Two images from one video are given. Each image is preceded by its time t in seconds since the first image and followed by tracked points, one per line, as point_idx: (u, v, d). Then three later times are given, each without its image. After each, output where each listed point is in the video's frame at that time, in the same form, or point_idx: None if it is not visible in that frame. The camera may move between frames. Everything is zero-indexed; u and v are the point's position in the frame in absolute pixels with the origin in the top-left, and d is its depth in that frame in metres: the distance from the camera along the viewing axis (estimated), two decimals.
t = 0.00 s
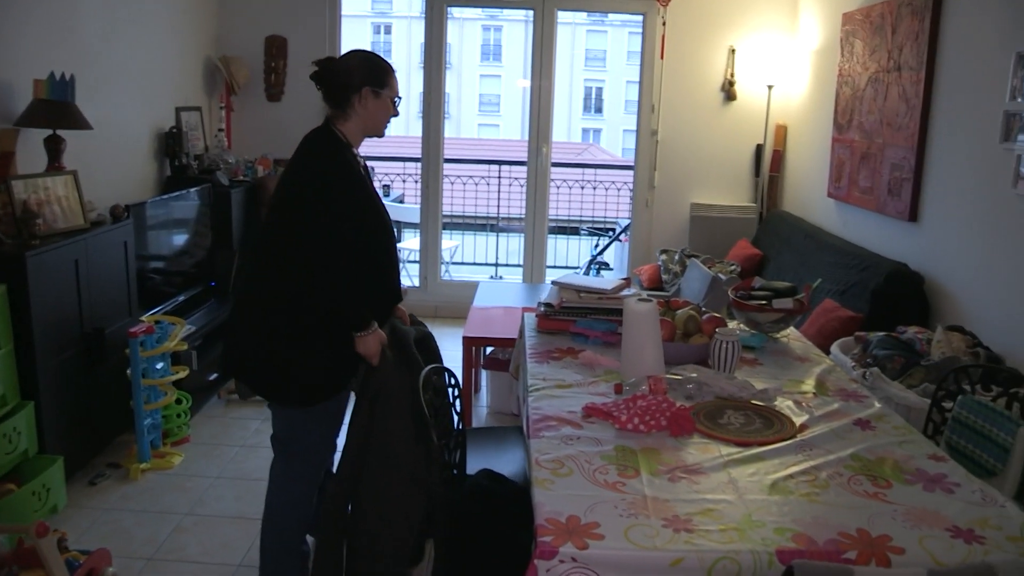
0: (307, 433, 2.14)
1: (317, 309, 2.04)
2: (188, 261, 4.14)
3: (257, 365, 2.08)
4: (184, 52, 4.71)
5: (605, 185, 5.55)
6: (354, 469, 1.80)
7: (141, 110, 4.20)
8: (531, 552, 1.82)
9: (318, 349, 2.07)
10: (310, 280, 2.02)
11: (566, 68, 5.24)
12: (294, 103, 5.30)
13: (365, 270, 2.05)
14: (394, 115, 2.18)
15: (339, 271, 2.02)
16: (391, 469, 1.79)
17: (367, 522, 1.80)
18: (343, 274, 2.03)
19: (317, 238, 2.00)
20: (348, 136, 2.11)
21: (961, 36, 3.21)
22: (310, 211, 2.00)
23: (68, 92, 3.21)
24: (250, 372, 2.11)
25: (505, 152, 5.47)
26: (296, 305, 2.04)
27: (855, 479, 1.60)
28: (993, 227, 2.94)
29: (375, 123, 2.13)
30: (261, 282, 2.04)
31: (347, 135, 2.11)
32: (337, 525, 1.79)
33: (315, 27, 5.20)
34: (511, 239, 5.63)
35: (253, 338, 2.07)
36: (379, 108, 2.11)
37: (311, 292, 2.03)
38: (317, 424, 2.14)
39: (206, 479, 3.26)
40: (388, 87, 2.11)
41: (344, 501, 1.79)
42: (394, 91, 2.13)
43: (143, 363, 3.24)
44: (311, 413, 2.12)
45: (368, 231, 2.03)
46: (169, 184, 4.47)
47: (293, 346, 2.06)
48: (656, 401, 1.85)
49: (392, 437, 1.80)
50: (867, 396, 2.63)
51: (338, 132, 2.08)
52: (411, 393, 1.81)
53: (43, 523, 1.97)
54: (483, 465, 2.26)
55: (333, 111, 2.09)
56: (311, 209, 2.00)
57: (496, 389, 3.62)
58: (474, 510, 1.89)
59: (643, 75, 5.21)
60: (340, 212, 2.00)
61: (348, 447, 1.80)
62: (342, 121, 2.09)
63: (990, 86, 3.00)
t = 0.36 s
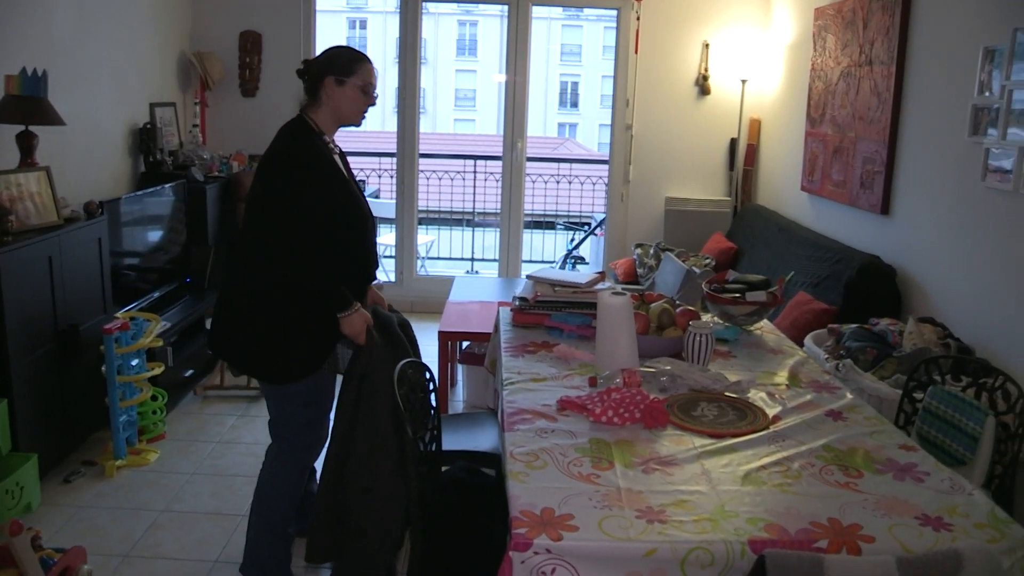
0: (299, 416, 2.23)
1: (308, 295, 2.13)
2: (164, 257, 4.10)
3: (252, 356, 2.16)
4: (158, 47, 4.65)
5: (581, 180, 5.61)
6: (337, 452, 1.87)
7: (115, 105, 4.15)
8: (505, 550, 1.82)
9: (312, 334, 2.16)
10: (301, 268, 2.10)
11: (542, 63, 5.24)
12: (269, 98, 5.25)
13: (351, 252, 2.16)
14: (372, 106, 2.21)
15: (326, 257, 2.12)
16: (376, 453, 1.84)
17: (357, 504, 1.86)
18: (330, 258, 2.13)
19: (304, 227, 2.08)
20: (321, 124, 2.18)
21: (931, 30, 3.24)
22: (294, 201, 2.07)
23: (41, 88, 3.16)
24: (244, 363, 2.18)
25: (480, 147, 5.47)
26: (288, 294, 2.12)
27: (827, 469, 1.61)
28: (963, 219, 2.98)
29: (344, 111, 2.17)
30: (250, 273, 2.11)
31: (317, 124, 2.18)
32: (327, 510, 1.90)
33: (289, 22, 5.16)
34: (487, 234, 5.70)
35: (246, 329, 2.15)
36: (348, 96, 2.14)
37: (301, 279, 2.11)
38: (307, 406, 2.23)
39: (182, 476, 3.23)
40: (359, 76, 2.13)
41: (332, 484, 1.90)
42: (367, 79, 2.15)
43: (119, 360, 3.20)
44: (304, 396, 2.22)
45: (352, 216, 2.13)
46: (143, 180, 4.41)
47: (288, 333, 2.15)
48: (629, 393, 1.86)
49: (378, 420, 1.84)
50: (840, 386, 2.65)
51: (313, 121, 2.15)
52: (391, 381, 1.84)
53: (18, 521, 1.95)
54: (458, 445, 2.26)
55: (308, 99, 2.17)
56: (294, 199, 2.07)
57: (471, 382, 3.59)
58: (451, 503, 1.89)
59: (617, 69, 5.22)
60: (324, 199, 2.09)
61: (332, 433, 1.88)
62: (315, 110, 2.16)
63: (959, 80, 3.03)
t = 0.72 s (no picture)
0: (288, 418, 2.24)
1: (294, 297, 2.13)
2: (143, 260, 4.07)
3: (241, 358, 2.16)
4: (137, 49, 4.62)
5: (561, 183, 5.69)
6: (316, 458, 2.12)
7: (93, 107, 4.11)
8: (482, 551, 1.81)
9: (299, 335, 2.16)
10: (285, 269, 2.11)
11: (523, 67, 5.25)
12: (250, 101, 5.23)
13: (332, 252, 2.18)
14: (342, 99, 2.23)
15: (310, 257, 2.14)
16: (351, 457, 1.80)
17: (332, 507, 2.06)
18: (314, 259, 2.15)
19: (288, 229, 2.09)
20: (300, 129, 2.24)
21: (906, 36, 3.29)
22: (276, 202, 2.08)
23: (17, 89, 3.13)
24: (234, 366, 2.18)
25: (461, 151, 5.47)
26: (274, 295, 2.13)
27: (802, 470, 1.63)
28: (937, 222, 3.02)
29: (314, 108, 2.21)
30: (235, 276, 2.12)
31: (296, 126, 2.22)
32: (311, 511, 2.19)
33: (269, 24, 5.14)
34: (467, 237, 5.78)
35: (234, 332, 2.15)
36: (313, 92, 2.19)
37: (286, 280, 2.12)
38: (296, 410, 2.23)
39: (161, 480, 3.21)
40: (318, 69, 2.18)
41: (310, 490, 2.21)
42: (326, 71, 2.19)
43: (97, 363, 3.17)
44: (291, 397, 2.22)
45: (333, 216, 2.15)
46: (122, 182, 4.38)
47: (276, 334, 2.14)
48: (607, 395, 1.86)
49: (353, 424, 2.04)
50: (817, 388, 2.68)
51: (289, 124, 2.21)
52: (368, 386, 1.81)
53: None
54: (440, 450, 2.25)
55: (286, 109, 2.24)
56: (277, 201, 2.08)
57: (450, 384, 3.59)
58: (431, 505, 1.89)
59: (597, 72, 5.24)
60: (307, 200, 2.11)
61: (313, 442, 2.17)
62: (291, 115, 2.23)
63: (934, 86, 3.07)
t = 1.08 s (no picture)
0: (281, 417, 2.25)
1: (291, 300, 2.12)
2: (132, 263, 4.06)
3: (236, 358, 2.17)
4: (126, 51, 4.61)
5: (551, 188, 5.63)
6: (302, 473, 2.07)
7: (81, 109, 4.10)
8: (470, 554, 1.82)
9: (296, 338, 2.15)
10: (284, 270, 2.11)
11: (513, 71, 5.27)
12: (240, 103, 5.23)
13: (332, 257, 2.17)
14: (338, 97, 2.21)
15: (308, 261, 2.14)
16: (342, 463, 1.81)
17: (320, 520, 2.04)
18: (312, 262, 2.15)
19: (287, 231, 2.09)
20: (299, 132, 2.23)
21: (894, 43, 3.32)
22: (276, 205, 2.08)
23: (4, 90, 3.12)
24: (229, 365, 2.19)
25: (451, 155, 5.48)
26: (271, 296, 2.13)
27: (787, 473, 1.64)
28: (924, 228, 3.04)
29: (311, 109, 2.19)
30: (233, 275, 2.13)
31: (295, 129, 2.22)
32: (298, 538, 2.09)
33: (260, 27, 5.14)
34: (457, 241, 5.70)
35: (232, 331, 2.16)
36: (308, 93, 2.18)
37: (285, 283, 2.12)
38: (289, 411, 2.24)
39: (149, 483, 3.20)
40: (311, 68, 2.17)
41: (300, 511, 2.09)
42: (319, 69, 2.17)
43: (84, 365, 3.16)
44: (286, 397, 2.22)
45: (333, 221, 2.15)
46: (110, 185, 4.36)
47: (271, 335, 2.15)
48: (594, 399, 1.87)
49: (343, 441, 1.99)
50: (803, 393, 2.70)
51: (287, 128, 2.20)
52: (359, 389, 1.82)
53: None
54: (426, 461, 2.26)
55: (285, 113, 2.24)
56: (276, 204, 2.08)
57: (438, 389, 3.59)
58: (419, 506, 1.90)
59: (588, 77, 5.26)
60: (306, 203, 2.11)
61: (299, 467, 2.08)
62: (290, 119, 2.22)
63: (921, 92, 3.10)
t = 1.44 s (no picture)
0: (273, 423, 2.24)
1: (291, 303, 2.12)
2: (118, 264, 4.04)
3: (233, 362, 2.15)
4: (112, 50, 4.58)
5: (539, 189, 5.64)
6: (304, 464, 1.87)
7: (67, 108, 4.07)
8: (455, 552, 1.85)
9: (294, 341, 2.14)
10: (282, 274, 2.11)
11: (502, 72, 5.27)
12: (227, 104, 5.21)
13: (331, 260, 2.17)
14: (339, 98, 2.20)
15: (305, 265, 2.13)
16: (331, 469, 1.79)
17: (317, 521, 1.82)
18: (311, 266, 2.14)
19: (286, 234, 2.09)
20: (300, 134, 2.22)
21: (878, 46, 3.34)
22: (274, 208, 2.07)
23: None
24: (225, 370, 2.17)
25: (439, 156, 5.48)
26: (270, 300, 2.12)
27: (772, 473, 1.65)
28: (908, 229, 3.06)
29: (312, 110, 2.19)
30: (231, 278, 2.12)
31: (296, 132, 2.21)
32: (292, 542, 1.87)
33: (246, 28, 5.12)
34: (445, 242, 5.71)
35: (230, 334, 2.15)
36: (309, 93, 2.17)
37: (284, 286, 2.11)
38: (286, 414, 2.23)
39: (135, 484, 3.18)
40: (312, 69, 2.16)
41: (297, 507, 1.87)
42: (320, 70, 2.16)
43: (69, 367, 3.14)
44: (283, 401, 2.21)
45: (331, 224, 2.14)
46: (96, 185, 4.34)
47: (270, 338, 2.14)
48: (579, 400, 1.88)
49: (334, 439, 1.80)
50: (788, 394, 2.71)
51: (288, 130, 2.20)
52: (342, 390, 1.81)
53: None
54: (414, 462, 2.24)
55: (286, 114, 2.24)
56: (273, 207, 2.07)
57: (425, 389, 3.58)
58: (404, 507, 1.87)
59: (576, 78, 5.27)
60: (303, 206, 2.10)
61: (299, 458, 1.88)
62: (291, 121, 2.22)
63: (906, 95, 3.12)
